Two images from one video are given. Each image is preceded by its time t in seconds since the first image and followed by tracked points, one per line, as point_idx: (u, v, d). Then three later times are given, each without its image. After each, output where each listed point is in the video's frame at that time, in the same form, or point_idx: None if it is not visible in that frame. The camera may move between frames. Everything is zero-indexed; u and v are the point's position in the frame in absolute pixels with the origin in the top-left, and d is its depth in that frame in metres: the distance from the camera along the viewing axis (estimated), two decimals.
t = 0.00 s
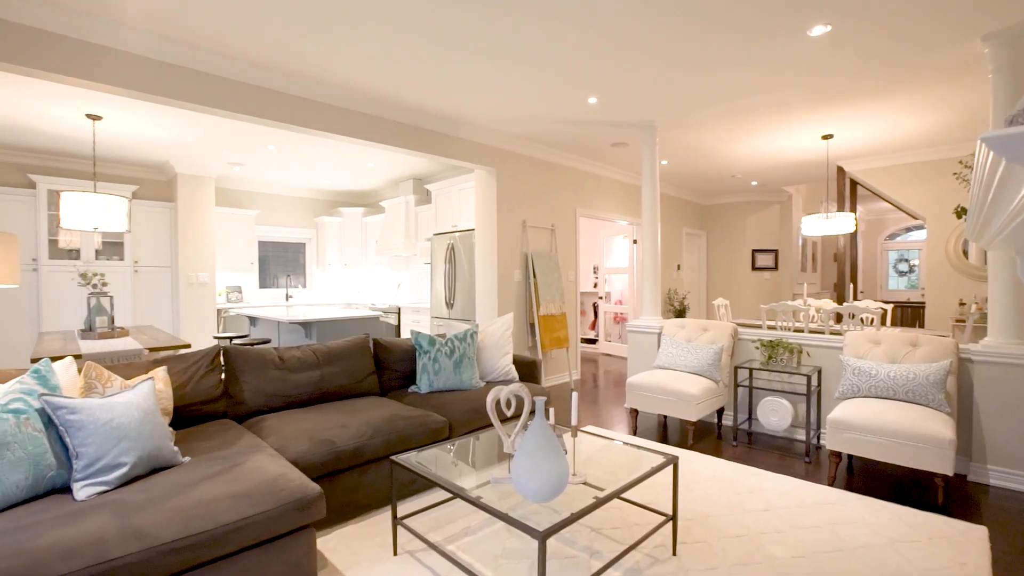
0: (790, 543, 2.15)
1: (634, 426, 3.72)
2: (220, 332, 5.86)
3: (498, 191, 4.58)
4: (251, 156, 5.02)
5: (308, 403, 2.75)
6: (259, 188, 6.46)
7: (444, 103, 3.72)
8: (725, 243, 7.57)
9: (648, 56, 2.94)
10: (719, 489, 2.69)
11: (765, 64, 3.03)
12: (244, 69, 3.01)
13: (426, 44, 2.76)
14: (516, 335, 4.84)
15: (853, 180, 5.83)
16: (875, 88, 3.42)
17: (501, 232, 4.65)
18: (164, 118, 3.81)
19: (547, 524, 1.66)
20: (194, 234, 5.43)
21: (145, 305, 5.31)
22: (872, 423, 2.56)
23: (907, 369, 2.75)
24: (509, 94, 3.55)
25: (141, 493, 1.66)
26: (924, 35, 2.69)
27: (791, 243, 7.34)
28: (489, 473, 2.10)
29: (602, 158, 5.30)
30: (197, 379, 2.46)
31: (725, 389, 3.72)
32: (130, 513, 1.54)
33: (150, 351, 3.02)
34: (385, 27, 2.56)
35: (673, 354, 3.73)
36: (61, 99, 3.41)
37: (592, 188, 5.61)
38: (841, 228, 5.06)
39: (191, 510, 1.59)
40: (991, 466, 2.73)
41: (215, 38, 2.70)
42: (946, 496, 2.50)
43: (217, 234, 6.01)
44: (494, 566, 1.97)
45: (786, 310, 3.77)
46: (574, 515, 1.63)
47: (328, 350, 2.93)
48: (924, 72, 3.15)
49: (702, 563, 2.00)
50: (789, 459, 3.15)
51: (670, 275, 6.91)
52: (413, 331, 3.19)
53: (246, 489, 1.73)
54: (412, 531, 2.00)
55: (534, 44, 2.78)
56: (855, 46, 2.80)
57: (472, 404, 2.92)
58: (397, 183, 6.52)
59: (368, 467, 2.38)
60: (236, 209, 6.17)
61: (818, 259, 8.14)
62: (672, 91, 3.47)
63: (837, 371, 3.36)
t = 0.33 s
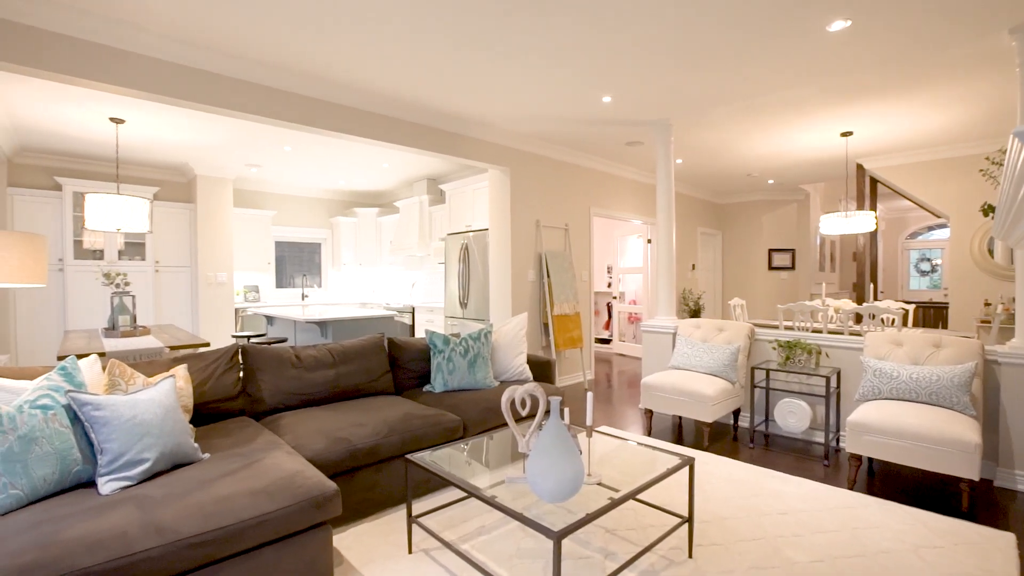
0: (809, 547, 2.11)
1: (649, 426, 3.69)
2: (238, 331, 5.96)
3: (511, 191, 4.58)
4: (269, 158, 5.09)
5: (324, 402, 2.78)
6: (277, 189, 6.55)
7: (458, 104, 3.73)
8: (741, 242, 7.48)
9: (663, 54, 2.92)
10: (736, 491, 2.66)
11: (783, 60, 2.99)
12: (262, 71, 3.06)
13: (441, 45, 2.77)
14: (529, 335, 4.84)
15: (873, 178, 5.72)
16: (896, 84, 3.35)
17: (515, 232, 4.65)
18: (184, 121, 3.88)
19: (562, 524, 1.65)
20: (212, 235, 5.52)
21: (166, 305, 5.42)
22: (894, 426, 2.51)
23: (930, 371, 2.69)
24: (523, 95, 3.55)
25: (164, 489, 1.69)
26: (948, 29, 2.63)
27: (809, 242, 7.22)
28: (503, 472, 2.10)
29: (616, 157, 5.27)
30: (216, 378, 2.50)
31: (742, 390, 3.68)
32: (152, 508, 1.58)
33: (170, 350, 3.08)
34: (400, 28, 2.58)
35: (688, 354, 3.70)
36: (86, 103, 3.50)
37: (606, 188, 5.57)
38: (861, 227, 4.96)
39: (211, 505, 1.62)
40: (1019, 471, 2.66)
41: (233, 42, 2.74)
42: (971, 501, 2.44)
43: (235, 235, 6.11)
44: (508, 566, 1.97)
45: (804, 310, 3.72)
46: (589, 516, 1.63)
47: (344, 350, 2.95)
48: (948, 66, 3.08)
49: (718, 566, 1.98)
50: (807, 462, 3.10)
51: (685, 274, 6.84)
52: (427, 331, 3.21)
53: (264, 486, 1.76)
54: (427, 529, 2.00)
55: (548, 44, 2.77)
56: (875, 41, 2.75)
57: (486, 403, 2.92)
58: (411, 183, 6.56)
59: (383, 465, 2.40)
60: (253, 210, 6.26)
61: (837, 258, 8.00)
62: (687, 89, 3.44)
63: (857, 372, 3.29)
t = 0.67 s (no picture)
0: (827, 551, 2.08)
1: (662, 427, 3.66)
2: (254, 330, 6.04)
3: (524, 191, 4.58)
4: (284, 159, 5.16)
5: (338, 401, 2.81)
6: (291, 190, 6.62)
7: (471, 104, 3.74)
8: (756, 241, 7.38)
9: (677, 52, 2.89)
10: (752, 493, 2.63)
11: (800, 56, 2.95)
12: (278, 74, 3.10)
13: (454, 44, 2.77)
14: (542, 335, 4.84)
15: (892, 176, 5.61)
16: (917, 80, 3.28)
17: (528, 231, 4.65)
18: (202, 123, 3.96)
19: (576, 524, 1.64)
20: (228, 236, 5.60)
21: (184, 304, 5.51)
22: (914, 429, 2.46)
23: (953, 372, 2.63)
24: (536, 94, 3.55)
25: (183, 485, 1.72)
26: (971, 23, 2.56)
27: (826, 241, 7.10)
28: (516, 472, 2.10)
29: (630, 156, 5.23)
30: (234, 376, 2.54)
31: (757, 391, 3.63)
32: (172, 504, 1.60)
33: (188, 349, 3.13)
34: (413, 28, 2.59)
35: (702, 355, 3.66)
36: (107, 107, 3.58)
37: (619, 187, 5.54)
38: (880, 225, 4.86)
39: (228, 502, 1.64)
40: None
41: (250, 45, 2.78)
42: (995, 506, 2.38)
43: (251, 235, 6.20)
44: (522, 565, 1.97)
45: (821, 311, 3.66)
46: (603, 516, 1.62)
47: (358, 349, 2.97)
48: (971, 61, 3.01)
49: (734, 569, 1.96)
50: (824, 464, 3.05)
51: (699, 274, 6.77)
52: (440, 330, 3.22)
53: (280, 483, 1.78)
54: (440, 528, 2.01)
55: (561, 43, 2.77)
56: (895, 36, 2.70)
57: (499, 403, 2.92)
58: (424, 183, 6.58)
59: (397, 464, 2.41)
60: (269, 211, 6.34)
61: (855, 257, 7.86)
62: (701, 87, 3.41)
63: (876, 374, 3.23)
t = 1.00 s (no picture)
0: (844, 555, 2.04)
1: (675, 428, 3.63)
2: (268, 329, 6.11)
3: (535, 190, 4.58)
4: (298, 160, 5.21)
5: (351, 399, 2.82)
6: (305, 191, 6.69)
7: (483, 104, 3.75)
8: (770, 241, 7.29)
9: (689, 50, 2.88)
10: (767, 495, 2.60)
11: (815, 53, 2.91)
12: (292, 76, 3.15)
13: (465, 44, 2.78)
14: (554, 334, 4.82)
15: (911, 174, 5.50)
16: (936, 76, 3.22)
17: (539, 231, 4.64)
18: (218, 125, 4.02)
19: (589, 525, 1.64)
20: (244, 236, 5.67)
21: (201, 304, 5.59)
22: (935, 431, 2.41)
23: (974, 374, 2.57)
24: (548, 94, 3.55)
25: (200, 482, 1.75)
26: (992, 18, 2.51)
27: (843, 240, 6.99)
28: (528, 472, 2.10)
29: (642, 155, 5.20)
30: (248, 375, 2.57)
31: (772, 392, 3.59)
32: (189, 500, 1.63)
33: (204, 347, 3.17)
34: (425, 28, 2.61)
35: (716, 355, 3.62)
36: (127, 110, 3.65)
37: (631, 186, 5.51)
38: (899, 225, 4.77)
39: (244, 499, 1.66)
40: None
41: (265, 47, 2.82)
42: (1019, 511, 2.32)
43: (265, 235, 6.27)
44: (534, 565, 1.96)
45: (838, 311, 3.60)
46: (616, 517, 1.61)
47: (370, 348, 2.99)
48: (993, 56, 2.94)
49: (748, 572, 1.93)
50: (841, 467, 3.00)
51: (712, 274, 6.71)
52: (452, 330, 3.23)
53: (294, 481, 1.80)
54: (452, 527, 2.01)
55: (573, 41, 2.77)
56: (914, 32, 2.65)
57: (511, 403, 2.92)
58: (436, 183, 6.60)
59: (409, 463, 2.42)
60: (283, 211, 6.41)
61: (872, 257, 7.73)
62: (715, 85, 3.38)
63: (894, 375, 3.17)
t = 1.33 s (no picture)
0: (860, 559, 2.01)
1: (687, 429, 3.61)
2: (282, 328, 6.18)
3: (546, 190, 4.57)
4: (311, 161, 5.26)
5: (364, 398, 2.84)
6: (318, 191, 6.75)
7: (495, 104, 3.76)
8: (784, 240, 7.21)
9: (701, 48, 2.86)
10: (781, 498, 2.56)
11: (830, 50, 2.87)
12: (306, 77, 3.18)
13: (477, 44, 2.79)
14: (565, 335, 4.81)
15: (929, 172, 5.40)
16: (956, 71, 3.16)
17: (551, 231, 4.63)
18: (233, 127, 4.07)
19: (601, 526, 1.63)
20: (258, 236, 5.74)
21: (216, 303, 5.67)
22: (955, 434, 2.36)
23: (996, 377, 2.51)
24: (559, 93, 3.55)
25: (216, 479, 1.77)
26: (1015, 13, 2.46)
27: (858, 239, 6.89)
28: (539, 472, 2.09)
29: (653, 154, 5.17)
30: (263, 373, 2.60)
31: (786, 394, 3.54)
32: (205, 497, 1.65)
33: (220, 346, 3.22)
34: (437, 28, 2.62)
35: (729, 356, 3.59)
36: (145, 113, 3.72)
37: (643, 185, 5.47)
38: (917, 224, 4.67)
39: (259, 496, 1.68)
40: None
41: (279, 49, 2.86)
42: None
43: (279, 236, 6.34)
44: (545, 565, 1.96)
45: (854, 312, 3.55)
46: (629, 518, 1.60)
47: (383, 348, 3.01)
48: (1015, 51, 2.88)
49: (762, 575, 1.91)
50: (857, 470, 2.95)
51: (725, 273, 6.65)
52: (464, 329, 3.23)
53: (308, 478, 1.81)
54: (464, 527, 2.01)
55: (584, 40, 2.76)
56: (933, 27, 2.60)
57: (522, 403, 2.92)
58: (447, 183, 6.62)
59: (421, 462, 2.43)
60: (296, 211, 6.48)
61: (888, 256, 7.60)
62: (728, 83, 3.35)
63: (912, 376, 3.12)
